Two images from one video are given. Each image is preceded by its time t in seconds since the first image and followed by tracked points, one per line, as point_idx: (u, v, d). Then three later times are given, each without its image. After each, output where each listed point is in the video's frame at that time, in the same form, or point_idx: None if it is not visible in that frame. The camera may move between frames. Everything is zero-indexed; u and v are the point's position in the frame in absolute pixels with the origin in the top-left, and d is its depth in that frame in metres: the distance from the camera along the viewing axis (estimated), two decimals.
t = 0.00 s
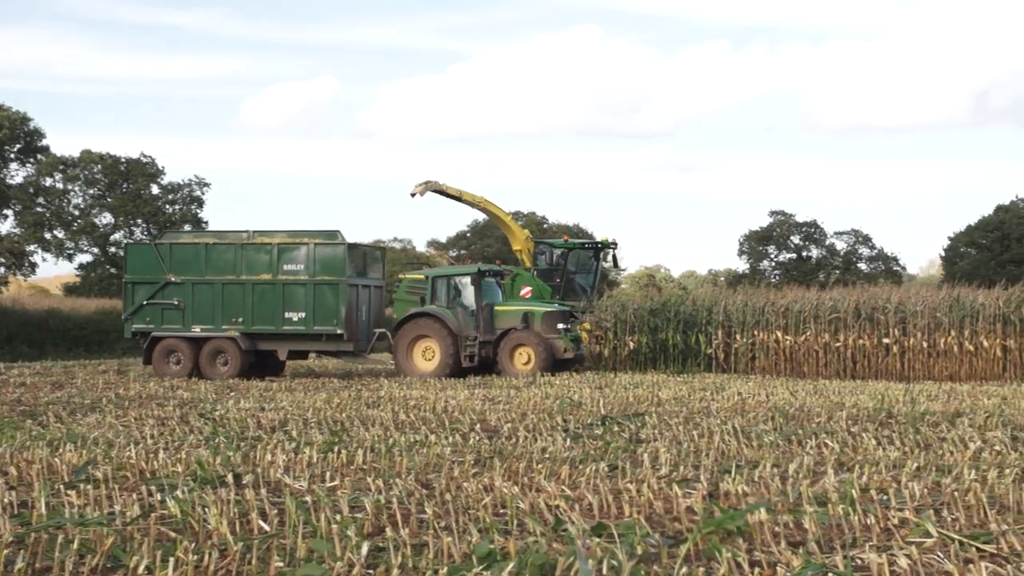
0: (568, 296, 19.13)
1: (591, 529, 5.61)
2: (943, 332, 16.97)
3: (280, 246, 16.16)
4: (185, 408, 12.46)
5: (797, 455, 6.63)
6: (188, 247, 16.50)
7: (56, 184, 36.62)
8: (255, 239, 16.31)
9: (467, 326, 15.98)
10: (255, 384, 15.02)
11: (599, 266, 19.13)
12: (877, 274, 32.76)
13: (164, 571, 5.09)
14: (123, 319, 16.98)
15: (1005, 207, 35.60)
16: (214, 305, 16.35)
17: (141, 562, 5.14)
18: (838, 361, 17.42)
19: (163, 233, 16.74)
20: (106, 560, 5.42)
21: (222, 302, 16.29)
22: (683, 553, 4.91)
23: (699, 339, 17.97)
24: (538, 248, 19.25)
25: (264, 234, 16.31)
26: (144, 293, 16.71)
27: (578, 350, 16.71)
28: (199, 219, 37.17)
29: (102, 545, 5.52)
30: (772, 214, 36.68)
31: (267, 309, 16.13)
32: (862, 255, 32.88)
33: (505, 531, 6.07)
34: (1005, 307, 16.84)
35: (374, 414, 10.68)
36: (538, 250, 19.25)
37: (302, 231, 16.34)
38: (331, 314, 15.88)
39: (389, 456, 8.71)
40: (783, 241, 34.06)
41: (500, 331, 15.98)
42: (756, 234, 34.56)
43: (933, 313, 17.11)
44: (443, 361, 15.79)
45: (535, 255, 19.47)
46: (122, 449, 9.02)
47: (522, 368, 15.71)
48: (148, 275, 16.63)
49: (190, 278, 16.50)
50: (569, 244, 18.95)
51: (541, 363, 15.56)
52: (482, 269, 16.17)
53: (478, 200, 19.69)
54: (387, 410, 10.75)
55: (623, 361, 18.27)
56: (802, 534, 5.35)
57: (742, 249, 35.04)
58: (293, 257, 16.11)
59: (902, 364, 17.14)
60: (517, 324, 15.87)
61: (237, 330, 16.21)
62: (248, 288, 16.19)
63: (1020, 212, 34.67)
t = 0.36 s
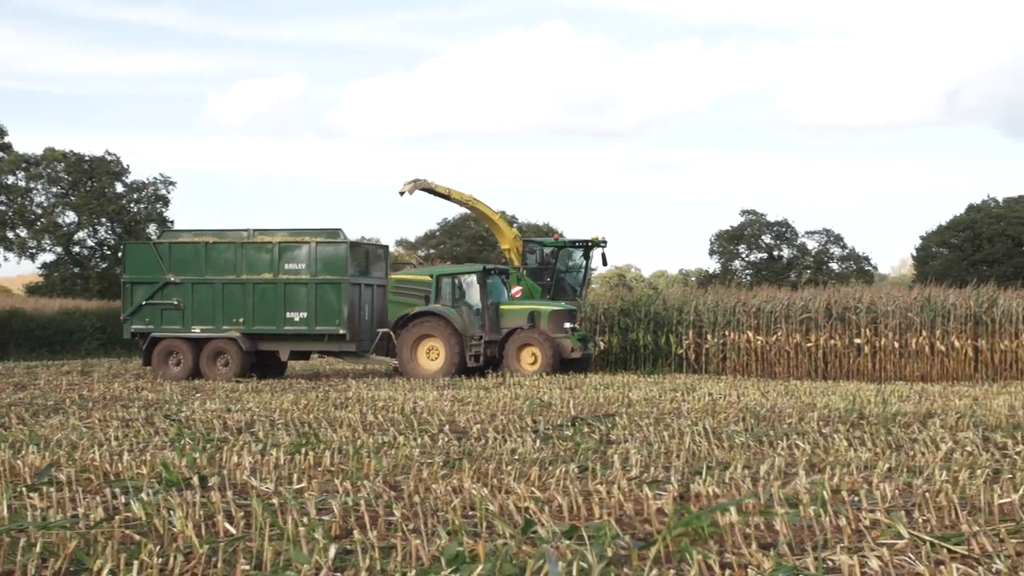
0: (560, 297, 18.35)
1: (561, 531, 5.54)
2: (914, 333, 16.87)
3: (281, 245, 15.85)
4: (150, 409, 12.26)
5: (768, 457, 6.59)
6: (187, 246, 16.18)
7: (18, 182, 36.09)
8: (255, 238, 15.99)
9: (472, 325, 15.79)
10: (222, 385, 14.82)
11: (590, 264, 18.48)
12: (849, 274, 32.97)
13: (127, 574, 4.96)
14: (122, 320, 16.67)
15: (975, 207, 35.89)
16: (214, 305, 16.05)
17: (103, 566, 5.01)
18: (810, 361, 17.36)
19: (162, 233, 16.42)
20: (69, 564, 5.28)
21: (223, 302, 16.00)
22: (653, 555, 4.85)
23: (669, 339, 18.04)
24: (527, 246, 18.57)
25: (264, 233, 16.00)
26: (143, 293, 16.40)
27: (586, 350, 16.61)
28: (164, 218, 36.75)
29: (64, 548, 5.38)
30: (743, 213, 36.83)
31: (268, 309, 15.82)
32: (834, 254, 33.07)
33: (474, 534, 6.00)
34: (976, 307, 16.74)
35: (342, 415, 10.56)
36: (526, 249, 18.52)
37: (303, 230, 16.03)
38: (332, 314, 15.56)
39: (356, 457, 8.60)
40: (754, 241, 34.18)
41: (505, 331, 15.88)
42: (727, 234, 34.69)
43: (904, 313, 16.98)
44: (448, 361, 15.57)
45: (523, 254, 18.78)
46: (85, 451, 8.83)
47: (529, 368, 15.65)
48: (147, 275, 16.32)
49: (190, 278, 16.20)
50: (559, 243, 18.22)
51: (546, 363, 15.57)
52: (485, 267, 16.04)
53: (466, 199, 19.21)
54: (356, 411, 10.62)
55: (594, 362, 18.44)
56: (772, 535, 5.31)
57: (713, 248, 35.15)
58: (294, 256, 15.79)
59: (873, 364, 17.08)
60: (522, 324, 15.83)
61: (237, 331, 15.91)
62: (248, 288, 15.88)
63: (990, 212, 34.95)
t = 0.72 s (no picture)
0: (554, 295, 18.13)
1: (533, 533, 5.49)
2: (888, 333, 16.87)
3: (285, 244, 15.66)
4: (118, 410, 12.07)
5: (742, 458, 6.56)
6: (190, 246, 15.93)
7: None
8: (258, 237, 15.77)
9: (479, 323, 15.76)
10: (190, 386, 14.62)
11: (583, 263, 18.33)
12: (823, 274, 33.14)
13: None
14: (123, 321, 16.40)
15: (949, 207, 36.07)
16: (218, 305, 15.83)
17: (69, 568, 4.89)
18: (784, 362, 17.36)
19: (163, 232, 16.16)
20: (35, 566, 5.15)
21: (227, 302, 15.79)
22: (627, 556, 4.79)
23: (643, 339, 18.10)
24: (519, 244, 18.32)
25: (268, 232, 15.79)
26: (145, 294, 16.15)
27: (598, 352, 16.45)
28: (133, 218, 36.39)
29: (30, 551, 5.25)
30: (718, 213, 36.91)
31: (273, 309, 15.62)
32: (809, 254, 33.19)
33: (445, 536, 5.92)
34: (950, 308, 16.76)
35: (312, 416, 10.45)
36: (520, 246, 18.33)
37: (306, 228, 15.84)
38: (338, 313, 15.38)
39: (327, 458, 8.50)
40: (729, 240, 34.28)
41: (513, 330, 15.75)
42: (701, 233, 34.78)
43: (879, 313, 17.00)
44: (455, 360, 15.55)
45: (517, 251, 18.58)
46: (52, 453, 8.66)
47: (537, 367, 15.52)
48: (149, 276, 16.06)
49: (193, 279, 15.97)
50: (551, 241, 18.08)
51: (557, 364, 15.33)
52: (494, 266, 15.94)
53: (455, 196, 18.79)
54: (327, 412, 10.51)
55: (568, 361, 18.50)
56: (746, 537, 5.27)
57: (687, 248, 35.23)
58: (298, 255, 15.60)
59: (847, 365, 17.06)
60: (532, 323, 15.67)
61: (242, 331, 15.72)
62: (253, 287, 15.68)
63: (964, 212, 35.08)
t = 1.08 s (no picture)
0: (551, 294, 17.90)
1: (509, 534, 5.43)
2: (864, 333, 16.95)
3: (291, 243, 15.39)
4: (88, 411, 11.89)
5: (717, 458, 6.54)
6: (194, 246, 15.66)
7: None
8: (264, 236, 15.50)
9: (490, 323, 15.61)
10: (161, 387, 14.44)
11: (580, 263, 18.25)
12: (799, 273, 33.29)
13: None
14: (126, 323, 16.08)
15: (926, 207, 36.17)
16: (223, 305, 15.55)
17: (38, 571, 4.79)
18: (760, 362, 17.38)
19: (167, 232, 15.89)
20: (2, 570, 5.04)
21: (232, 302, 15.51)
22: (603, 558, 4.74)
23: (618, 339, 18.10)
24: (515, 242, 18.10)
25: (274, 231, 15.53)
26: (149, 295, 15.86)
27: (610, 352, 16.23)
28: (103, 216, 35.93)
29: None
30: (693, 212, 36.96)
31: (280, 309, 15.36)
32: (785, 253, 33.31)
33: (419, 537, 5.85)
34: (926, 307, 16.82)
35: (285, 417, 10.33)
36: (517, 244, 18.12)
37: (312, 227, 15.59)
38: (346, 313, 15.14)
39: (300, 460, 8.40)
40: (704, 240, 34.35)
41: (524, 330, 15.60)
42: (677, 233, 34.82)
43: (855, 313, 17.06)
44: (465, 360, 15.40)
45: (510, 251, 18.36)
46: (19, 455, 8.50)
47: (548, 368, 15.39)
48: (153, 276, 15.77)
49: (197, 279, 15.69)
50: (550, 239, 17.99)
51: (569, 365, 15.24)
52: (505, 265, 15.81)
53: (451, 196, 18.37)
54: (300, 413, 10.40)
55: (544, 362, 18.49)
56: (721, 538, 5.23)
57: (663, 248, 35.26)
58: (304, 254, 15.34)
59: (823, 365, 17.11)
60: (544, 323, 15.57)
61: (248, 332, 15.45)
62: (258, 287, 15.41)
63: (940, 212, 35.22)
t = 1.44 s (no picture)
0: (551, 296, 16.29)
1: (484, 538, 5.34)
2: (844, 334, 16.92)
3: (296, 242, 15.05)
4: (55, 414, 11.68)
5: (696, 461, 6.47)
6: (197, 245, 15.39)
7: None
8: (269, 235, 15.18)
9: (501, 323, 15.04)
10: (131, 389, 14.22)
11: (578, 262, 16.66)
12: (778, 273, 33.34)
13: None
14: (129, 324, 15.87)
15: (904, 207, 36.22)
16: (228, 307, 15.27)
17: None
18: (739, 362, 17.36)
19: (170, 232, 15.62)
20: None
21: (237, 303, 15.22)
22: (579, 561, 4.66)
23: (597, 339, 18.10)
24: (514, 242, 16.59)
25: (279, 229, 15.20)
26: (152, 296, 15.61)
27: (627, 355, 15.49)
28: (71, 215, 35.19)
29: None
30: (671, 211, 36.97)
31: (285, 310, 15.02)
32: (763, 253, 33.40)
33: (393, 542, 5.75)
34: (906, 308, 16.76)
35: (256, 419, 10.17)
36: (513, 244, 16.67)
37: (318, 226, 15.22)
38: (353, 313, 14.77)
39: (272, 463, 8.26)
40: (682, 240, 34.30)
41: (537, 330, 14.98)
42: (655, 233, 34.82)
43: (834, 313, 17.04)
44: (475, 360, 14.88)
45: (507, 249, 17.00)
46: None
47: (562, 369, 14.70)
48: (156, 277, 15.53)
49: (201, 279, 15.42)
50: (551, 237, 16.29)
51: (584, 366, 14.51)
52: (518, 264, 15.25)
53: (441, 193, 17.31)
54: (272, 415, 10.24)
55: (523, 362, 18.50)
56: (700, 542, 5.16)
57: (641, 247, 35.19)
58: (310, 253, 14.98)
59: (803, 365, 17.08)
60: (557, 323, 14.83)
61: (253, 333, 15.15)
62: (263, 287, 15.09)
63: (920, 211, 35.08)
